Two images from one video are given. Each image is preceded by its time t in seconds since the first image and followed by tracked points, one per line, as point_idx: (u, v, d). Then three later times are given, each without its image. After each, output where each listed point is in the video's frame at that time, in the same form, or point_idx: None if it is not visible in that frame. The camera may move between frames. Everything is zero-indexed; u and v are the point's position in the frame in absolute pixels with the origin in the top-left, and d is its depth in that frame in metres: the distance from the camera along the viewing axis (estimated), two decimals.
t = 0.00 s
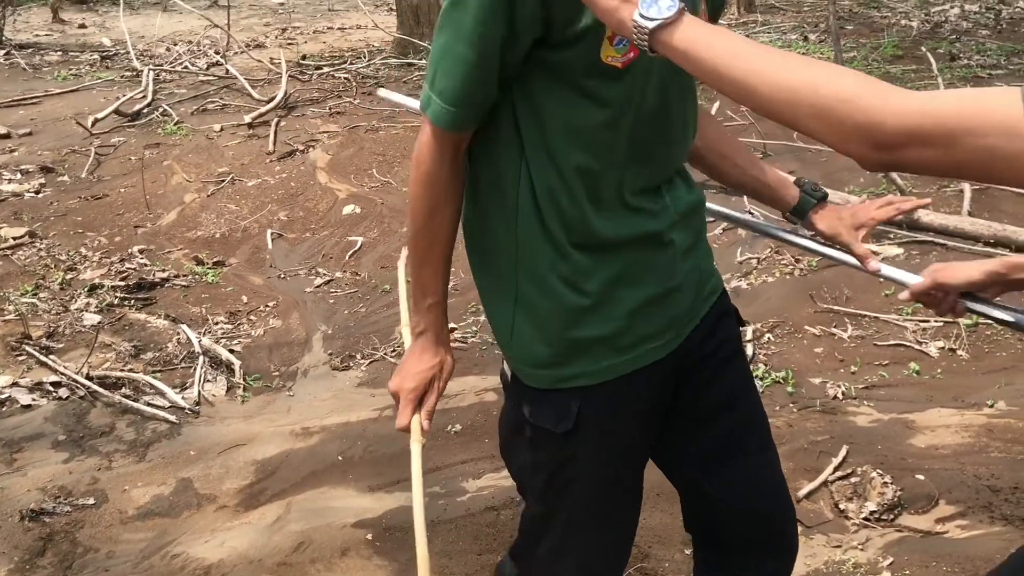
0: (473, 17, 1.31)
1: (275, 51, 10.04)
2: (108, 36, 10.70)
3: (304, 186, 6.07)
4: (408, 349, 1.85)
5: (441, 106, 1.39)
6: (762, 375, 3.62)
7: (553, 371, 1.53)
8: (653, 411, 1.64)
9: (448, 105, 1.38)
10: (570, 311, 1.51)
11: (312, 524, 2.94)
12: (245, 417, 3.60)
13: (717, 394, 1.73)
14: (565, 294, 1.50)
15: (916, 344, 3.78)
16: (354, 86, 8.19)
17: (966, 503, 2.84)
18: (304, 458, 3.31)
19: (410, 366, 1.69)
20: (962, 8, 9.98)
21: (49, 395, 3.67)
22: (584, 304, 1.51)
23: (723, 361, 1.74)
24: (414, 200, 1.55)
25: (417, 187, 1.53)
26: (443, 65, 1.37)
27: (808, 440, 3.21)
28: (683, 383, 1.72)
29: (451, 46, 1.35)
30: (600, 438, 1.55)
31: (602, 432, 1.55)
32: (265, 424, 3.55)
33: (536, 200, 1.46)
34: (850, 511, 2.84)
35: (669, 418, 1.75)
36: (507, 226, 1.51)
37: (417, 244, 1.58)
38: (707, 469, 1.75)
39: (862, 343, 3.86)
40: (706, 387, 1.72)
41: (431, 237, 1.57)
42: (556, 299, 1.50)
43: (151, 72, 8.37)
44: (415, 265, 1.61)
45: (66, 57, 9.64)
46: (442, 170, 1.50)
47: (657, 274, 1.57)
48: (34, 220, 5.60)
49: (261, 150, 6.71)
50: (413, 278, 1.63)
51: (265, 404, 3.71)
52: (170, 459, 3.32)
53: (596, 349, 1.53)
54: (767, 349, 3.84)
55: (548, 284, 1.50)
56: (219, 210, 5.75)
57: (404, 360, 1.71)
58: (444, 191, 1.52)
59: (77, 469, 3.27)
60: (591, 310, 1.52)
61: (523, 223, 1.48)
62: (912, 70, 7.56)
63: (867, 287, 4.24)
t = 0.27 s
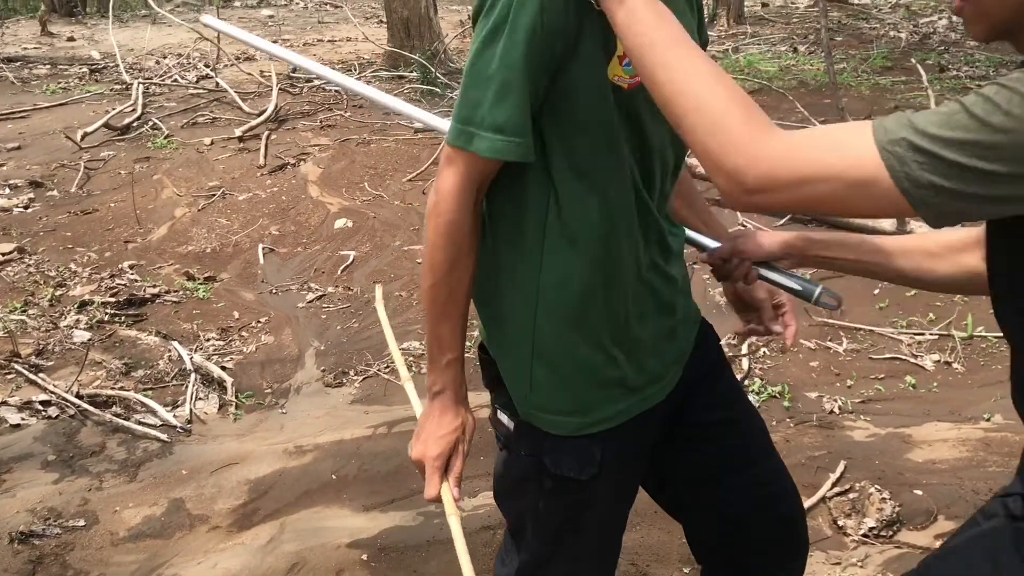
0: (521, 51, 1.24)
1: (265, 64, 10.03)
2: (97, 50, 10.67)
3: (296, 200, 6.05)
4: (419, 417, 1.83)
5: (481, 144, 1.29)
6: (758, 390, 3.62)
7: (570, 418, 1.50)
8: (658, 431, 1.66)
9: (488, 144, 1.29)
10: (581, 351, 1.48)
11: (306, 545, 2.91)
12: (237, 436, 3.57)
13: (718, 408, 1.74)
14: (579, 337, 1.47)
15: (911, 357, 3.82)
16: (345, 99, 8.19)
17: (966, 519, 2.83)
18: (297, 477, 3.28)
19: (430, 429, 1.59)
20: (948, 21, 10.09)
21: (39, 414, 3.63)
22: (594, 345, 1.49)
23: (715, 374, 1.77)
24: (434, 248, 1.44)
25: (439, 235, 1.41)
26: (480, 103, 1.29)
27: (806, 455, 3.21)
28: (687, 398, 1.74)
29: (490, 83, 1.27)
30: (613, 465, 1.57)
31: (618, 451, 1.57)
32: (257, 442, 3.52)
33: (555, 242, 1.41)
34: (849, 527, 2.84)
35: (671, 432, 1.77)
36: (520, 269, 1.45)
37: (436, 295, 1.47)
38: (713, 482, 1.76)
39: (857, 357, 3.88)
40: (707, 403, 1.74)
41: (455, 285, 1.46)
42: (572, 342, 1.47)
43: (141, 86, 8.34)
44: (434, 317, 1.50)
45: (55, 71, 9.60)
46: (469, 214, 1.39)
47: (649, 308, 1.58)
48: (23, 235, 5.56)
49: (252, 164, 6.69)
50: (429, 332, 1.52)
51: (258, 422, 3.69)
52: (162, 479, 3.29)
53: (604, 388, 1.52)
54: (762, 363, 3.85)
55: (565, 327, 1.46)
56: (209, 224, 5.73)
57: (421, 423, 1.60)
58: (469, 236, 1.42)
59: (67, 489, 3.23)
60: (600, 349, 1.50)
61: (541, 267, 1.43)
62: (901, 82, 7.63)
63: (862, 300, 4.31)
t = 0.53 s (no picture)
0: (566, 80, 1.14)
1: (256, 74, 10.01)
2: (86, 59, 10.63)
3: (287, 212, 6.02)
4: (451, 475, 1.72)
5: (521, 177, 1.18)
6: (756, 403, 3.62)
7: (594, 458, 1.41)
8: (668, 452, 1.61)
9: (523, 180, 1.19)
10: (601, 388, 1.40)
11: (302, 564, 2.89)
12: (230, 452, 3.53)
13: (724, 423, 1.69)
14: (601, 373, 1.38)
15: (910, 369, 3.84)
16: (336, 110, 8.17)
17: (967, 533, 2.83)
18: (292, 494, 3.25)
19: (470, 488, 1.41)
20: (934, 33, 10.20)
21: (28, 431, 3.59)
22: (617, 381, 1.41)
23: (712, 388, 1.72)
24: (462, 288, 1.32)
25: (470, 273, 1.29)
26: (516, 134, 1.18)
27: (805, 469, 3.21)
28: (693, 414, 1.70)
29: (529, 113, 1.16)
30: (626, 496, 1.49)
31: (625, 488, 1.48)
32: (250, 459, 3.49)
33: (582, 276, 1.32)
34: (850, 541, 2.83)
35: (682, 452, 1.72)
36: (543, 304, 1.36)
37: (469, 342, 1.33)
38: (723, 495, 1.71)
39: (854, 368, 3.89)
40: (713, 419, 1.69)
41: (488, 328, 1.33)
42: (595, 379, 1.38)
43: (130, 96, 8.30)
44: (465, 366, 1.36)
45: (43, 81, 9.55)
46: (500, 251, 1.28)
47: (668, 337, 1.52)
48: (12, 248, 5.51)
49: (243, 175, 6.66)
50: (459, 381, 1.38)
51: (251, 438, 3.65)
52: (154, 497, 3.25)
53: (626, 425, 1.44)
54: (760, 376, 3.85)
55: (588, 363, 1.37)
56: (200, 237, 5.69)
57: (458, 487, 1.42)
58: (501, 274, 1.30)
59: (57, 509, 3.19)
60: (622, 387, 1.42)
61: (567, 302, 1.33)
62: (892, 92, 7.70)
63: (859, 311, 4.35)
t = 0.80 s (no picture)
0: (603, 94, 1.14)
1: (250, 80, 9.99)
2: (79, 66, 10.59)
3: (283, 218, 6.00)
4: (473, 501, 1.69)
5: (555, 195, 1.17)
6: (755, 410, 3.62)
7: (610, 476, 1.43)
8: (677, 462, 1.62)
9: (555, 193, 1.17)
10: (621, 403, 1.40)
11: None
12: (226, 462, 3.51)
13: (726, 426, 1.70)
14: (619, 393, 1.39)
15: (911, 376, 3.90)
16: (331, 116, 8.15)
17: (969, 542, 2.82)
18: (289, 504, 3.23)
19: (493, 519, 1.42)
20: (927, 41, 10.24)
21: (22, 441, 3.56)
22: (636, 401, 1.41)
23: (710, 392, 1.74)
24: (490, 306, 1.30)
25: (500, 290, 1.28)
26: (551, 153, 1.17)
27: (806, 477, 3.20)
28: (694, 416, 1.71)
29: (568, 133, 1.15)
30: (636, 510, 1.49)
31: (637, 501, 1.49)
32: (247, 468, 3.47)
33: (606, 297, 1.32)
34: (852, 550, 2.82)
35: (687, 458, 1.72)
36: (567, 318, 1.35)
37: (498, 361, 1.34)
38: (723, 496, 1.70)
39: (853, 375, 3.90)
40: (713, 421, 1.70)
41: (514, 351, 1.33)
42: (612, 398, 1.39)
43: (124, 103, 8.28)
44: (492, 388, 1.36)
45: (36, 87, 9.51)
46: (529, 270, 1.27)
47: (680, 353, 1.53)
48: (5, 256, 5.48)
49: (238, 182, 6.63)
50: (487, 403, 1.38)
51: (248, 448, 3.63)
52: (150, 507, 3.22)
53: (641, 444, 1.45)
54: (759, 384, 3.85)
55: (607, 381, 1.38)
56: (195, 244, 5.67)
57: (484, 511, 1.43)
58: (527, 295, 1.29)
59: (52, 520, 3.16)
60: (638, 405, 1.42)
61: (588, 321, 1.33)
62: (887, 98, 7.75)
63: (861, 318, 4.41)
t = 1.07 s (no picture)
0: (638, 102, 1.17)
1: (242, 88, 9.97)
2: (71, 73, 10.55)
3: (277, 227, 5.97)
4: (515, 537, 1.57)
5: (593, 206, 1.17)
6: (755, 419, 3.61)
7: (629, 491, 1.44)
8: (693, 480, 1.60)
9: (594, 206, 1.17)
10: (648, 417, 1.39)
11: None
12: (222, 474, 3.48)
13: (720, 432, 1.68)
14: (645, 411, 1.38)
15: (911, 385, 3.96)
16: (325, 123, 8.14)
17: (971, 552, 2.82)
18: (287, 517, 3.21)
19: (541, 559, 1.27)
20: (919, 49, 10.32)
21: (16, 455, 3.53)
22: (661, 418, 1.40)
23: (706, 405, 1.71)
24: (527, 328, 1.23)
25: (536, 311, 1.21)
26: (588, 164, 1.17)
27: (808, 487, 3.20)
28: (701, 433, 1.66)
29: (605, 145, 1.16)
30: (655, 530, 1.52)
31: (660, 522, 1.52)
32: (243, 481, 3.44)
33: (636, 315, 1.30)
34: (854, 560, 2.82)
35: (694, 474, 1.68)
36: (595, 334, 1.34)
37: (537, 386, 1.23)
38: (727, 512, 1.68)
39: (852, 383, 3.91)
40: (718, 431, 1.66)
41: (561, 369, 1.23)
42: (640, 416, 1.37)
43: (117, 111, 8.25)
44: (533, 415, 1.24)
45: (28, 96, 9.47)
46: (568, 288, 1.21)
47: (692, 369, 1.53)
48: None
49: (231, 191, 6.61)
50: (526, 435, 1.25)
51: (244, 460, 3.61)
52: (145, 521, 3.19)
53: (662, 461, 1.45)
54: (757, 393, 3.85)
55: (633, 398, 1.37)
56: (189, 253, 5.64)
57: (530, 551, 1.30)
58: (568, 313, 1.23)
59: (46, 534, 3.13)
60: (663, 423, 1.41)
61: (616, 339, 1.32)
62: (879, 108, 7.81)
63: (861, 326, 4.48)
